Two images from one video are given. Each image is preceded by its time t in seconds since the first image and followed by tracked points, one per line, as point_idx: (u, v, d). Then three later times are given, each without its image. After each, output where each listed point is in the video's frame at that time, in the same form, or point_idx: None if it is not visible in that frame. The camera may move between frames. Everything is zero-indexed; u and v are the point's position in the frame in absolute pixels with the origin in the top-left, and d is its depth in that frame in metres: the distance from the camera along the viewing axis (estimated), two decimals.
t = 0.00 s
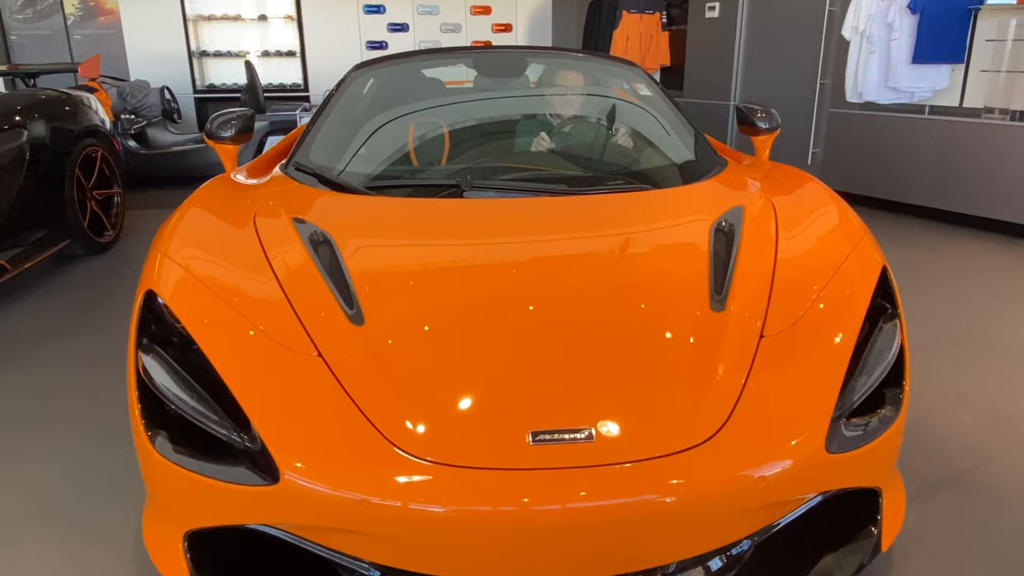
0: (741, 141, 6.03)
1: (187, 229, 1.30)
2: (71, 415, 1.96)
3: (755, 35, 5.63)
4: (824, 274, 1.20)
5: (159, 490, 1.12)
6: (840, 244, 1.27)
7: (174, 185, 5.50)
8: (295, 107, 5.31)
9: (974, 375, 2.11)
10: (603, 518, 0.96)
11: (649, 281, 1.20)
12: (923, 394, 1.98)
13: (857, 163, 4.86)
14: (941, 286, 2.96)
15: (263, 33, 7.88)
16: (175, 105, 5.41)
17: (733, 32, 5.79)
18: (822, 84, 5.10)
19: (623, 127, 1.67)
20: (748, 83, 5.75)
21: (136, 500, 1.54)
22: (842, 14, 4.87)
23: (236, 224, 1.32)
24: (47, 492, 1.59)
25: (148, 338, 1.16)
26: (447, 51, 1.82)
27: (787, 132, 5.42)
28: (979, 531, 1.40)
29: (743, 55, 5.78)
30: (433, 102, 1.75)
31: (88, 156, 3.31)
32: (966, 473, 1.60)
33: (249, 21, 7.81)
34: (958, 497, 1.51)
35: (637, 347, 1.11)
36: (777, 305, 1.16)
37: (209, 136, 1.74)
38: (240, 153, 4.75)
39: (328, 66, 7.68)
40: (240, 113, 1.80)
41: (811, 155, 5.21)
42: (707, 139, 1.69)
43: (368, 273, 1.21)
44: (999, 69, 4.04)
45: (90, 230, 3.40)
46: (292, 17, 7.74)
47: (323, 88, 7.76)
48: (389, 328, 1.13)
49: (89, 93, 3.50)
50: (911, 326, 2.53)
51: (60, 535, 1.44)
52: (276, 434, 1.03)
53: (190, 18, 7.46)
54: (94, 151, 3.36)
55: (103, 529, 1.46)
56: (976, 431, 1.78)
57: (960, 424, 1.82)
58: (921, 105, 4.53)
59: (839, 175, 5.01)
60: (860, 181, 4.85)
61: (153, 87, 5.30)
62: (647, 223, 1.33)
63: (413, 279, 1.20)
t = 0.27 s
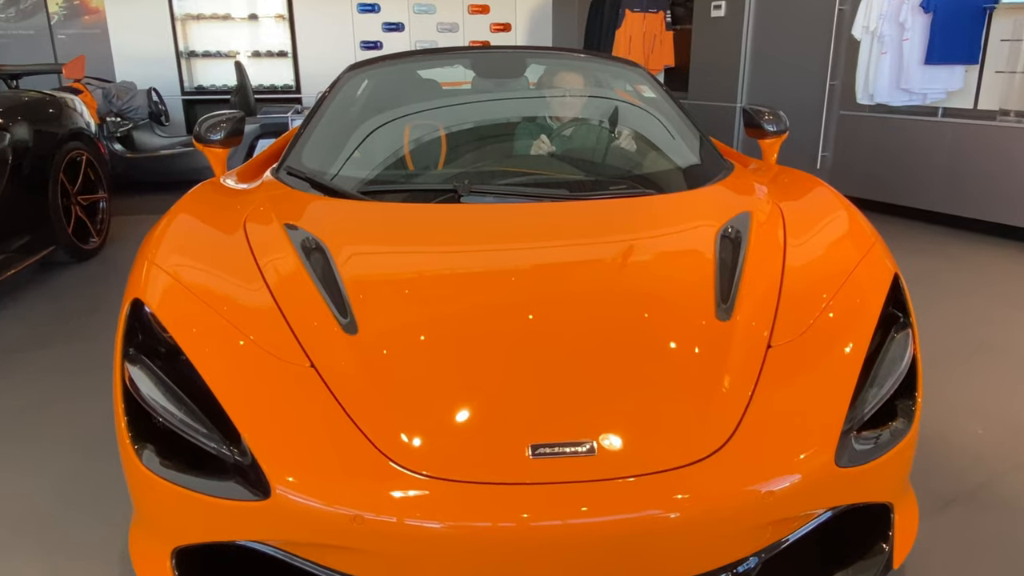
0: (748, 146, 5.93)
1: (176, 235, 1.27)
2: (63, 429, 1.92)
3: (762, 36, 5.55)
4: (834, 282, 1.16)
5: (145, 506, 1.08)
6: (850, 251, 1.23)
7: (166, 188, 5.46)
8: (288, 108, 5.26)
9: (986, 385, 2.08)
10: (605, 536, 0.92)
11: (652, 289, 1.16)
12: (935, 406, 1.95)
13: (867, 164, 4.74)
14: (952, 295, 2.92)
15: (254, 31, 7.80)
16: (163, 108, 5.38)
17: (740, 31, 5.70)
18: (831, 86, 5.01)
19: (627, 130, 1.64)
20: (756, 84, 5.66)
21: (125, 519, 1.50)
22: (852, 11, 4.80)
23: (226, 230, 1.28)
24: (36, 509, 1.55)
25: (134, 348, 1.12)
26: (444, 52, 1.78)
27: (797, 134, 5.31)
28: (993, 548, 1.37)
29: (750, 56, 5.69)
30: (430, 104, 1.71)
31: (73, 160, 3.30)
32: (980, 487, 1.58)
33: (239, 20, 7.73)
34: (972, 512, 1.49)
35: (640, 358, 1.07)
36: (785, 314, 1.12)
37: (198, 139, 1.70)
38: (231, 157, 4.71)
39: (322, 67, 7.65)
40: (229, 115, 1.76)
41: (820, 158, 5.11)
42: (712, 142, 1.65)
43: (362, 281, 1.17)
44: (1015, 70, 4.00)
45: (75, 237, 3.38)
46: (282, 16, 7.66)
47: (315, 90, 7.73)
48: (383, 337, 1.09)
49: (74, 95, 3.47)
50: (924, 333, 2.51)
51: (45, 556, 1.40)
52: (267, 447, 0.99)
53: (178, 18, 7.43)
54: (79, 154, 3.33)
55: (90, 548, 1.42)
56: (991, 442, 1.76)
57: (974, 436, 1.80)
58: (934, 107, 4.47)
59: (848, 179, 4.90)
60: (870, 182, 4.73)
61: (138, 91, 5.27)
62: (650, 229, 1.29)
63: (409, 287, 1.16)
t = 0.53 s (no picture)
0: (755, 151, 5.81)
1: (164, 242, 1.23)
2: (54, 444, 1.88)
3: (769, 37, 5.49)
4: (843, 290, 1.13)
5: (131, 520, 1.05)
6: (860, 258, 1.20)
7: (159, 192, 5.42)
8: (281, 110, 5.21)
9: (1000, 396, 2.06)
10: (609, 553, 0.89)
11: (656, 296, 1.13)
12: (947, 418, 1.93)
13: (877, 169, 4.70)
14: (963, 303, 2.89)
15: (244, 32, 7.70)
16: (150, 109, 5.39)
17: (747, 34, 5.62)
18: (841, 87, 4.96)
19: (631, 133, 1.60)
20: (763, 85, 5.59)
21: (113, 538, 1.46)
22: (862, 11, 4.71)
23: (216, 236, 1.24)
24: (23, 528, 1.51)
25: (120, 358, 1.09)
26: (441, 52, 1.74)
27: (808, 137, 5.23)
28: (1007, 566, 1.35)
29: (756, 57, 5.60)
30: (427, 106, 1.68)
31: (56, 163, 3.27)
32: (995, 502, 1.55)
33: (229, 20, 7.63)
34: (986, 527, 1.46)
35: (643, 368, 1.04)
36: (793, 323, 1.09)
37: (187, 142, 1.66)
38: (222, 160, 4.67)
39: (315, 66, 7.64)
40: (219, 118, 1.73)
41: (829, 163, 5.06)
42: (717, 145, 1.62)
43: (355, 288, 1.14)
44: None
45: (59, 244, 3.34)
46: (274, 15, 7.58)
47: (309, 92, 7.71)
48: (379, 346, 1.06)
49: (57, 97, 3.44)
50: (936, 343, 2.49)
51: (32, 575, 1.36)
52: (258, 461, 0.96)
53: (166, 17, 7.36)
54: (64, 156, 3.31)
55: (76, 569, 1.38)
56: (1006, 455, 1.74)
57: (988, 448, 1.77)
58: (948, 109, 4.38)
59: (857, 185, 4.87)
60: (881, 187, 4.69)
61: (125, 91, 5.36)
62: (653, 235, 1.25)
63: (404, 295, 1.13)
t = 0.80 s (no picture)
0: (761, 151, 5.79)
1: (152, 248, 1.20)
2: (44, 457, 1.85)
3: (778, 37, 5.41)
4: (853, 298, 1.10)
5: (118, 537, 1.01)
6: (870, 265, 1.16)
7: (151, 195, 5.38)
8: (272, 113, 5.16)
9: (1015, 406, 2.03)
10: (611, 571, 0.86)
11: (659, 303, 1.09)
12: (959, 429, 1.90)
13: (885, 174, 4.66)
14: (975, 311, 2.85)
15: (235, 31, 7.64)
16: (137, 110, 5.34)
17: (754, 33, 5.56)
18: (851, 88, 4.90)
19: (635, 137, 1.57)
20: (770, 87, 5.53)
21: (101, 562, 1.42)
22: (872, 10, 4.65)
23: (205, 242, 1.21)
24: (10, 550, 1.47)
25: (107, 368, 1.06)
26: (438, 52, 1.70)
27: (817, 139, 5.20)
28: None
29: (764, 58, 5.55)
30: (423, 108, 1.64)
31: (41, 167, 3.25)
32: (1009, 517, 1.53)
33: (219, 19, 7.60)
34: (1000, 543, 1.44)
35: (647, 378, 1.00)
36: (801, 331, 1.05)
37: (175, 146, 1.64)
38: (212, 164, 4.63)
39: (303, 67, 7.58)
40: (208, 120, 1.69)
41: (838, 166, 5.01)
42: (723, 148, 1.59)
43: (349, 296, 1.10)
44: None
45: (43, 250, 3.30)
46: (264, 14, 7.53)
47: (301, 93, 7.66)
48: (374, 355, 1.03)
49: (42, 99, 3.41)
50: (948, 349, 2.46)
51: None
52: (248, 474, 0.92)
53: (154, 16, 7.32)
54: (49, 160, 3.28)
55: None
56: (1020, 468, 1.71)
57: (1002, 461, 1.74)
58: (960, 112, 4.29)
59: (868, 191, 4.81)
60: (890, 193, 4.64)
61: (111, 92, 5.28)
62: (656, 240, 1.22)
63: (400, 302, 1.09)
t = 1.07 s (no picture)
0: (768, 154, 5.73)
1: (139, 255, 1.17)
2: (35, 470, 1.81)
3: (785, 38, 5.35)
4: (862, 306, 1.07)
5: (102, 554, 0.97)
6: (880, 271, 1.13)
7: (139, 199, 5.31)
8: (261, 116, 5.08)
9: None
10: None
11: (662, 311, 1.06)
12: (970, 443, 1.87)
13: (900, 180, 4.54)
14: (987, 322, 2.80)
15: (225, 31, 7.46)
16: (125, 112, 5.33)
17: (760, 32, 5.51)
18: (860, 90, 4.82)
19: (637, 139, 1.54)
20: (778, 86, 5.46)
21: None
22: (883, 10, 4.58)
23: (195, 249, 1.18)
24: None
25: (93, 378, 1.02)
26: (435, 52, 1.67)
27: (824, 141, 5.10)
28: None
29: (770, 58, 5.49)
30: (420, 110, 1.61)
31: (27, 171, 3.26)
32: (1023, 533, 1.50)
33: (209, 18, 7.42)
34: (1015, 556, 1.42)
35: (650, 389, 0.97)
36: (809, 340, 1.02)
37: (164, 148, 1.61)
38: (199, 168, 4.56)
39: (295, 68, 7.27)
40: (198, 122, 1.66)
41: (848, 171, 4.90)
42: (728, 152, 1.56)
43: (343, 304, 1.07)
44: None
45: (27, 256, 3.28)
46: (256, 14, 7.32)
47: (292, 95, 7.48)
48: (369, 365, 1.00)
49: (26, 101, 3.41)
50: (961, 359, 2.43)
51: None
52: (239, 488, 0.89)
53: (143, 15, 7.10)
54: (34, 164, 3.29)
55: None
56: None
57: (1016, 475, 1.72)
58: (973, 113, 4.25)
59: (876, 195, 4.70)
60: (900, 197, 4.55)
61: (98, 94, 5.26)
62: (659, 245, 1.18)
63: (396, 310, 1.06)
